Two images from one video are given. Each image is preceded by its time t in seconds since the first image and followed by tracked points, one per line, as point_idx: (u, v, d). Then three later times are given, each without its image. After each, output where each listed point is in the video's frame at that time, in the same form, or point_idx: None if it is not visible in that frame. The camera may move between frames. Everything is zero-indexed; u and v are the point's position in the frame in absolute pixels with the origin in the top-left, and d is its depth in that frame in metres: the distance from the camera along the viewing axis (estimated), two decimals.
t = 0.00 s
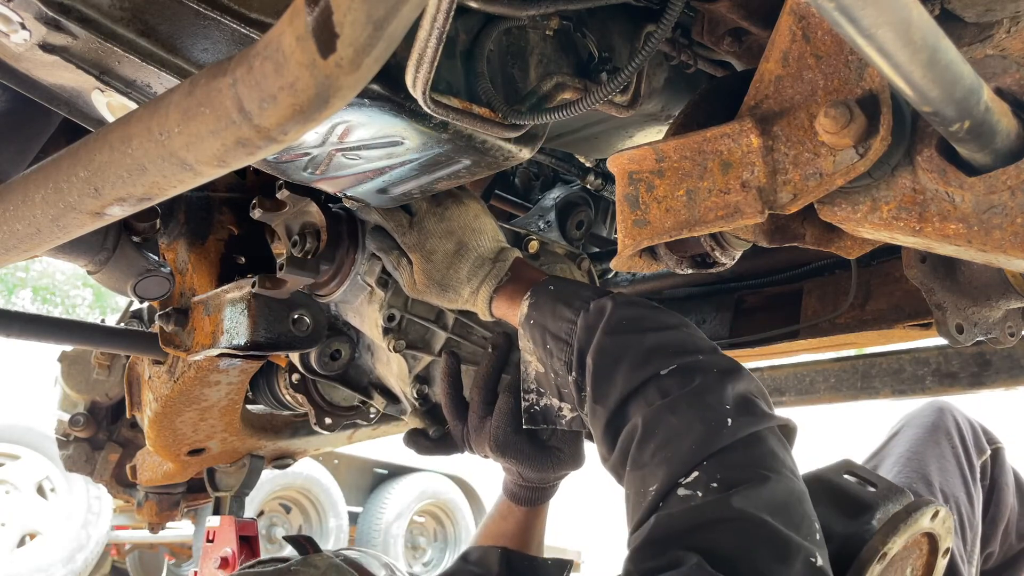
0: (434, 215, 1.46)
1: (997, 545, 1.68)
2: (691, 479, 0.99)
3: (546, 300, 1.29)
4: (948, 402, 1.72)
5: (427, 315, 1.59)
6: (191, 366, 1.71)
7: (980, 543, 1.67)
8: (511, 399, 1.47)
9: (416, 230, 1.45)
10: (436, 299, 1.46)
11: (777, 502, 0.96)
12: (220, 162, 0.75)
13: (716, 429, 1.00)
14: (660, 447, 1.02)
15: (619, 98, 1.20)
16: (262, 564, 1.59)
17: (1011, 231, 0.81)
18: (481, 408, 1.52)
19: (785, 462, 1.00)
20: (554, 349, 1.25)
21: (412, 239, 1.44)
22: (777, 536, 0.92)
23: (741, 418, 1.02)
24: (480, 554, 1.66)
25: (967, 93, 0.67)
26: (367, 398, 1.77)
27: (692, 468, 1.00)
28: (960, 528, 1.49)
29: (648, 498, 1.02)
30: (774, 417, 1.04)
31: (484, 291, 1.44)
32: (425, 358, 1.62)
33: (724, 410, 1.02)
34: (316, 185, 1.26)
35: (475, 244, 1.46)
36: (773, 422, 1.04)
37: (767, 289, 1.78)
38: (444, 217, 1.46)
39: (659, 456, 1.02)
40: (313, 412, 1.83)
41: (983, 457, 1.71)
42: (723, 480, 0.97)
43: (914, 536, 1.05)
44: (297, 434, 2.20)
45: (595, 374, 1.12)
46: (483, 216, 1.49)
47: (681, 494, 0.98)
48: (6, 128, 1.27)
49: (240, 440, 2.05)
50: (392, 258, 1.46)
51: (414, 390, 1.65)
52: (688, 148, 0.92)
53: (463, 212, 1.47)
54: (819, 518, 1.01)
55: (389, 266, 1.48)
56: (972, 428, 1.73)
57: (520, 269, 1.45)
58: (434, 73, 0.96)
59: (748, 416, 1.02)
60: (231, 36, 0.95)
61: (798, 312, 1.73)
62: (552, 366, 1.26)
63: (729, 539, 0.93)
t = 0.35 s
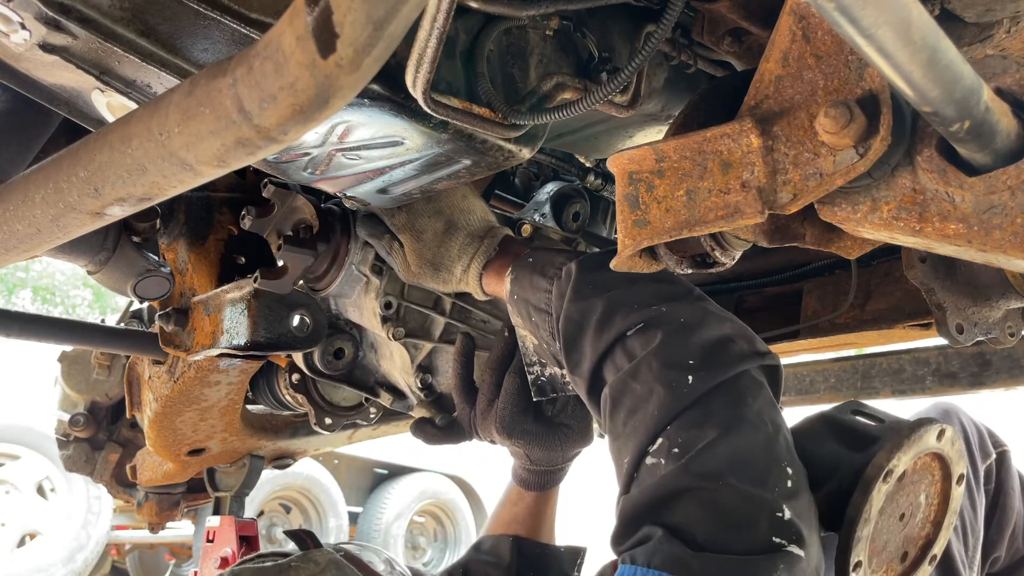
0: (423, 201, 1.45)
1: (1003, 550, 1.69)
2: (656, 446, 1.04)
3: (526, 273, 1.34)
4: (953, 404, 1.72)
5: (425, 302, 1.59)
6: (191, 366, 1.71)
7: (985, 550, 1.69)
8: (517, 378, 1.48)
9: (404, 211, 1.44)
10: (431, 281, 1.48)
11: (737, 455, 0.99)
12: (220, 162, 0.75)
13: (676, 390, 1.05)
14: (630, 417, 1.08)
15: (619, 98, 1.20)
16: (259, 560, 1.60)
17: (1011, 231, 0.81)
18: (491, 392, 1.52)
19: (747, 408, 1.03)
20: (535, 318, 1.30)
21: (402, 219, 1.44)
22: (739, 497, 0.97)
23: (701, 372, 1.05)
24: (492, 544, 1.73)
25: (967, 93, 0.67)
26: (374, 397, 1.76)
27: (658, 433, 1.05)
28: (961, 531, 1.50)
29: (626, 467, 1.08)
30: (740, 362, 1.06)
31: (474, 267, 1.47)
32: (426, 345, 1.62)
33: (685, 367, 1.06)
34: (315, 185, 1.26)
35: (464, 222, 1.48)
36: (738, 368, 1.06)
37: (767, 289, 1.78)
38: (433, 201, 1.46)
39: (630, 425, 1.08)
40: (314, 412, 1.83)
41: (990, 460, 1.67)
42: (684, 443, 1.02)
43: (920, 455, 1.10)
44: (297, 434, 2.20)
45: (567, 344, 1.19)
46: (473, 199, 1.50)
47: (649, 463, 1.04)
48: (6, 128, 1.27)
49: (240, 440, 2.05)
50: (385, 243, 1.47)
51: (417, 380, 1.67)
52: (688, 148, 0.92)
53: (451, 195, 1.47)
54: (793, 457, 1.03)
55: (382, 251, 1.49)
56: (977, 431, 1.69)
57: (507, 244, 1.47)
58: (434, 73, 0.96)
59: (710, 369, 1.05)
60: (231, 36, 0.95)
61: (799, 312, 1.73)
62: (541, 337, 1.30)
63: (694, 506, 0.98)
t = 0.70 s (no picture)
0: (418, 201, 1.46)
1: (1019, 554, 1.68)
2: (643, 444, 1.04)
3: (514, 267, 1.34)
4: (973, 404, 1.64)
5: (422, 300, 1.60)
6: (191, 366, 1.71)
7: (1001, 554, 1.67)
8: (511, 373, 1.47)
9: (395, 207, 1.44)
10: (425, 276, 1.48)
11: (723, 449, 0.99)
12: (220, 162, 0.75)
13: (659, 386, 1.04)
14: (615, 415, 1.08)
15: (619, 98, 1.20)
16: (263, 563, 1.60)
17: (1011, 231, 0.81)
18: (485, 387, 1.50)
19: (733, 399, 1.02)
20: (526, 313, 1.31)
21: (394, 214, 1.44)
22: (727, 492, 0.97)
23: (686, 366, 1.05)
24: (500, 544, 1.68)
25: (967, 93, 0.67)
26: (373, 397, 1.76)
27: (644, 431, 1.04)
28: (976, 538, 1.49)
29: (614, 465, 1.08)
30: (724, 352, 1.06)
31: (466, 261, 1.46)
32: (424, 343, 1.63)
33: (669, 361, 1.05)
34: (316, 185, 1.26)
35: (457, 216, 1.48)
36: (723, 358, 1.05)
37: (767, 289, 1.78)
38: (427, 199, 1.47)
39: (616, 424, 1.08)
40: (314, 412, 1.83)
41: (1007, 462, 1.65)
42: (669, 439, 1.02)
43: (914, 435, 1.07)
44: (297, 434, 2.20)
45: (552, 341, 1.20)
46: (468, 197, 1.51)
47: (636, 461, 1.04)
48: (6, 128, 1.27)
49: (240, 440, 2.05)
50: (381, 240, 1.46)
51: (416, 378, 1.65)
52: (688, 148, 0.92)
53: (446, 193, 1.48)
54: (781, 446, 1.02)
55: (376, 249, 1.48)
56: (996, 432, 1.66)
57: (501, 237, 1.47)
58: (434, 73, 0.96)
59: (694, 360, 1.05)
60: (231, 36, 0.95)
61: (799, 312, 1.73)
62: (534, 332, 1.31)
63: (683, 503, 0.98)
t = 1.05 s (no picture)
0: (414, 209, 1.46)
1: None
2: (641, 455, 1.03)
3: (499, 274, 1.34)
4: (994, 405, 1.63)
5: (422, 299, 1.60)
6: (191, 366, 1.71)
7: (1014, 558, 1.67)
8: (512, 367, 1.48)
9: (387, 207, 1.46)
10: (414, 279, 1.49)
11: (721, 457, 0.98)
12: (220, 162, 0.75)
13: (653, 395, 1.03)
14: (611, 426, 1.07)
15: (619, 98, 1.20)
16: None
17: (1011, 231, 0.81)
18: (487, 384, 1.51)
19: (727, 401, 1.01)
20: (517, 319, 1.30)
21: (385, 215, 1.46)
22: (727, 504, 0.95)
23: (678, 371, 1.04)
24: (500, 542, 1.64)
25: (967, 93, 0.67)
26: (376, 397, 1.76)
27: (641, 443, 1.03)
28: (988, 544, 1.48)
29: (615, 476, 1.07)
30: (716, 352, 1.04)
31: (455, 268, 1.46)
32: (425, 341, 1.62)
33: (661, 367, 1.04)
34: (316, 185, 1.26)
35: (448, 221, 1.46)
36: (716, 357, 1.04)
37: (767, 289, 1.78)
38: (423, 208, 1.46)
39: (612, 434, 1.07)
40: (314, 412, 1.83)
41: None
42: (667, 449, 1.01)
43: (913, 418, 1.08)
44: (297, 434, 2.20)
45: (541, 350, 1.20)
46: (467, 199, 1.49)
47: (636, 474, 1.03)
48: (6, 128, 1.27)
49: (240, 440, 2.06)
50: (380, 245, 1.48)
51: (417, 376, 1.66)
52: (688, 148, 0.92)
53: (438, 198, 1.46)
54: (780, 447, 1.01)
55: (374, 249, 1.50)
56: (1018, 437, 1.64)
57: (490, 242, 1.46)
58: (434, 73, 0.96)
59: (687, 362, 1.04)
60: (231, 36, 0.95)
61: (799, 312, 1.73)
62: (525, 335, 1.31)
63: (686, 519, 0.97)
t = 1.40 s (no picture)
0: (387, 281, 1.47)
1: None
2: (638, 504, 0.97)
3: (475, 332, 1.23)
4: (990, 405, 1.59)
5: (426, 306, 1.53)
6: (191, 366, 1.71)
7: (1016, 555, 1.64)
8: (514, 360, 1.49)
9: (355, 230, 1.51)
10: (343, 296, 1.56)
11: (725, 518, 0.92)
12: (220, 162, 0.75)
13: (656, 444, 0.96)
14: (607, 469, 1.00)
15: (619, 98, 1.20)
16: None
17: (1011, 231, 0.82)
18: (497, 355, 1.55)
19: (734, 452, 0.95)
20: (502, 386, 1.18)
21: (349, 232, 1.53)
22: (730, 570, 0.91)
23: (683, 414, 0.96)
24: (505, 532, 1.65)
25: (967, 93, 0.67)
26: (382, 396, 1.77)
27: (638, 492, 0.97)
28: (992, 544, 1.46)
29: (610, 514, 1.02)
30: (724, 392, 0.97)
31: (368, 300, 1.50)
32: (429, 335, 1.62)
33: (666, 411, 0.96)
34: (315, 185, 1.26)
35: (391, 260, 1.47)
36: (730, 404, 0.97)
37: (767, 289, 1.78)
38: (394, 283, 1.46)
39: (610, 477, 1.00)
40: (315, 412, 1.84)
41: None
42: (668, 505, 0.94)
43: (924, 365, 1.07)
44: (297, 434, 2.20)
45: (535, 404, 1.07)
46: (439, 247, 1.46)
47: (633, 525, 0.97)
48: (6, 129, 1.27)
49: (240, 440, 2.06)
50: (363, 270, 1.49)
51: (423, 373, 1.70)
52: (688, 148, 0.91)
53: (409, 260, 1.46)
54: (792, 506, 0.95)
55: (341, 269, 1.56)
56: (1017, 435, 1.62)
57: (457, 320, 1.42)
58: (434, 73, 0.97)
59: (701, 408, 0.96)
60: (231, 36, 0.95)
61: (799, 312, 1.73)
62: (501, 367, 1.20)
63: None
